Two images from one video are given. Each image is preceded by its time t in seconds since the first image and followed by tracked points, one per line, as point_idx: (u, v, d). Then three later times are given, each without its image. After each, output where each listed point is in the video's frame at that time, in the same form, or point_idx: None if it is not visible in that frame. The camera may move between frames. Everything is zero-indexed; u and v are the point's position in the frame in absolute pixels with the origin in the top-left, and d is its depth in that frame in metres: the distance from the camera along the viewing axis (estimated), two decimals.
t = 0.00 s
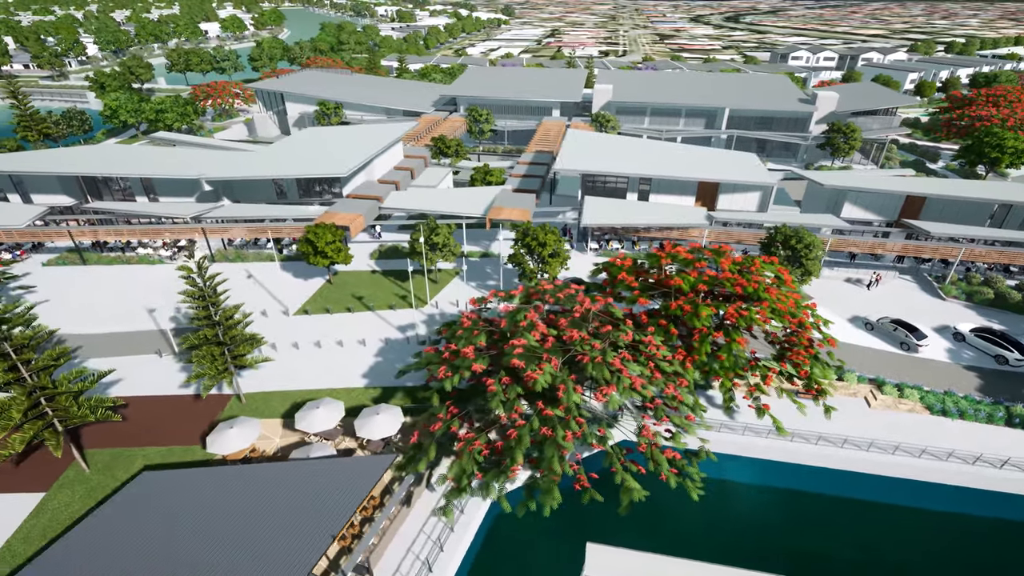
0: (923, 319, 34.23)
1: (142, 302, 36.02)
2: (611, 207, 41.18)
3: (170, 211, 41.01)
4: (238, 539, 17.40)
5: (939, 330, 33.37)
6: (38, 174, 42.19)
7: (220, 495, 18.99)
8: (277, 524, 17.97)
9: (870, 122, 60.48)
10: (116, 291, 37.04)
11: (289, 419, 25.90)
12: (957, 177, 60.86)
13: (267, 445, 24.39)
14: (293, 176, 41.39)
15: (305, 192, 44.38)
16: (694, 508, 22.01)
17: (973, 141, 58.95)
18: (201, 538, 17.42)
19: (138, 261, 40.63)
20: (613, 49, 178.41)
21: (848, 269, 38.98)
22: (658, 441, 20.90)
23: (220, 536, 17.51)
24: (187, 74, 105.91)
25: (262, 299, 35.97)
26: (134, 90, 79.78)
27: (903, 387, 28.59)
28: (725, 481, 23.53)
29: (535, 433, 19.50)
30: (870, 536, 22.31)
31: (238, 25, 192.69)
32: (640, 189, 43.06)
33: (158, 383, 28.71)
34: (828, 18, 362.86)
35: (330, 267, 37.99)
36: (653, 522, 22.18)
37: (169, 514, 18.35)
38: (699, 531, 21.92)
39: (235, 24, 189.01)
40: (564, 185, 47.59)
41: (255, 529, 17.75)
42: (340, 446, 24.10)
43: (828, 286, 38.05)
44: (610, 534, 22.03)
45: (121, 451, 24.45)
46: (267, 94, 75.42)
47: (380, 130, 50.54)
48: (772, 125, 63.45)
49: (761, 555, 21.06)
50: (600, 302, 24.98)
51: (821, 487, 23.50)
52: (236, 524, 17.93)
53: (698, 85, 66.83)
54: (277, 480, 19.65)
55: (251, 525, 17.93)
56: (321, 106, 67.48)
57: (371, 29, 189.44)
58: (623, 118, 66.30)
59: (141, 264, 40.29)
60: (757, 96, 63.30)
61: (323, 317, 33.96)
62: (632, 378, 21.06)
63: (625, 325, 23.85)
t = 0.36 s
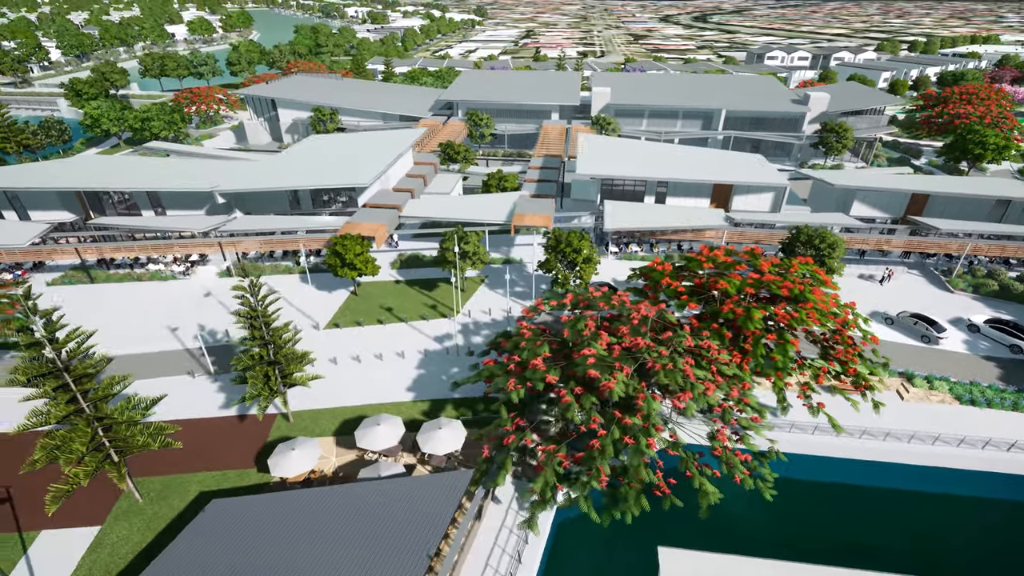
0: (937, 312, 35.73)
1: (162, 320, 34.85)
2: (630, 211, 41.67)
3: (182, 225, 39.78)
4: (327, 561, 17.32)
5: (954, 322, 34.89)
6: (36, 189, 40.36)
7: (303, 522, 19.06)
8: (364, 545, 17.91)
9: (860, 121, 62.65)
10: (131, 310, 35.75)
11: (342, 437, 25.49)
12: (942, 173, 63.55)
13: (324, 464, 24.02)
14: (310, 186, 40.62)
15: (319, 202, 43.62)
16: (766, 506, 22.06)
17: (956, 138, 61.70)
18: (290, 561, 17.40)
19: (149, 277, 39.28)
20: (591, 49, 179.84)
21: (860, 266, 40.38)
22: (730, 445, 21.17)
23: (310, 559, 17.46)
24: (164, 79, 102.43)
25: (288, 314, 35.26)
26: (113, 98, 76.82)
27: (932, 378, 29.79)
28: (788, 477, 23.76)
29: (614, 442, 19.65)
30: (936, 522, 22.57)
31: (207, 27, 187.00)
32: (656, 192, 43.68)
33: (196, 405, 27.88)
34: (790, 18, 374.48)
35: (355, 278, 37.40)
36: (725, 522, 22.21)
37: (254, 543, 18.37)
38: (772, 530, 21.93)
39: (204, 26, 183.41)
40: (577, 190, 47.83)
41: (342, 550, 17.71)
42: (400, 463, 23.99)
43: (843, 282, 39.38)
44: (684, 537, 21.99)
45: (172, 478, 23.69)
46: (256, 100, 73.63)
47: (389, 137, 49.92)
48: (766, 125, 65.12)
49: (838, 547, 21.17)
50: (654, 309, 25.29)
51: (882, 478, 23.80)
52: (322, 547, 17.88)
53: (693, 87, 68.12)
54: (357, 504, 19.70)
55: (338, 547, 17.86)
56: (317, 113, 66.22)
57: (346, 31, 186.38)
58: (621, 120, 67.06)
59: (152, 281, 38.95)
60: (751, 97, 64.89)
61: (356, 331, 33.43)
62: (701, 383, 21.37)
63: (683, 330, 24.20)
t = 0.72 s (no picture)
0: (946, 303, 37.58)
1: (187, 338, 33.98)
2: (649, 213, 42.52)
3: (198, 238, 38.82)
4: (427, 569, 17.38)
5: (962, 313, 36.75)
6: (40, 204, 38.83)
7: (392, 535, 19.12)
8: (461, 552, 18.01)
9: (848, 120, 65.12)
10: (153, 327, 34.71)
11: (400, 450, 25.36)
12: (925, 168, 66.44)
13: (387, 477, 23.94)
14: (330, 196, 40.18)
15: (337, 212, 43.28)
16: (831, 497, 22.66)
17: (938, 135, 64.60)
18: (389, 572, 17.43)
19: (166, 293, 38.22)
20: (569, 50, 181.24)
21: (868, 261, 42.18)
22: (792, 440, 21.84)
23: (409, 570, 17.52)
24: (141, 85, 99.03)
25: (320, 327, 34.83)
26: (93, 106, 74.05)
27: (954, 366, 31.22)
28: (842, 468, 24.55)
29: (688, 443, 20.15)
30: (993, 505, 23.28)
31: (175, 30, 181.25)
32: (671, 194, 44.78)
33: (242, 423, 27.42)
34: (755, 18, 384.48)
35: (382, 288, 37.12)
36: (792, 515, 22.79)
37: (348, 558, 18.39)
38: (840, 520, 22.50)
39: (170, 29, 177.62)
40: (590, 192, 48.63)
41: (440, 558, 17.78)
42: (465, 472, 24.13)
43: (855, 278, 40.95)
44: (753, 531, 22.46)
45: (232, 499, 23.24)
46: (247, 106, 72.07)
47: (398, 143, 49.60)
48: (759, 125, 67.01)
49: (902, 533, 21.89)
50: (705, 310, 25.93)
51: (933, 464, 24.70)
52: (419, 556, 17.95)
53: (687, 89, 69.65)
54: (443, 514, 19.82)
55: (434, 556, 17.91)
56: (313, 118, 65.20)
57: (321, 33, 183.05)
58: (619, 122, 68.03)
59: (170, 297, 37.91)
60: (744, 98, 66.72)
61: (391, 341, 33.21)
62: (763, 382, 22.04)
63: (734, 331, 24.89)
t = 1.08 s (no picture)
0: (949, 292, 39.72)
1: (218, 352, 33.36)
2: (664, 212, 43.58)
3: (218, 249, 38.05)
4: None
5: (964, 301, 38.92)
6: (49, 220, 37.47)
7: (482, 541, 19.43)
8: (554, 555, 18.25)
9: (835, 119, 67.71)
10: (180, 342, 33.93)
11: (459, 455, 25.60)
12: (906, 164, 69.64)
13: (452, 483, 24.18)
14: (352, 204, 39.94)
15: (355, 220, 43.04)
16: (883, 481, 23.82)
17: (918, 132, 67.72)
18: None
19: (188, 306, 37.39)
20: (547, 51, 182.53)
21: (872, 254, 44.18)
22: (846, 429, 22.94)
23: None
24: (117, 92, 95.60)
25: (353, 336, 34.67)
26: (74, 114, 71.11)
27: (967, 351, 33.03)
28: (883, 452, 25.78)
29: (755, 436, 21.06)
30: None
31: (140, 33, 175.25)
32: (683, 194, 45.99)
33: (292, 435, 27.17)
34: (721, 18, 393.66)
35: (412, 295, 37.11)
36: (843, 499, 23.95)
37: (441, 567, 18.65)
38: (894, 503, 23.64)
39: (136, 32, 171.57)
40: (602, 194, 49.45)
41: (535, 563, 18.07)
42: (527, 474, 24.59)
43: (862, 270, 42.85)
44: (810, 517, 23.51)
45: (298, 513, 23.13)
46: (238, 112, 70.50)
47: (410, 149, 49.51)
48: (750, 124, 69.12)
49: (948, 512, 23.20)
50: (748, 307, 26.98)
51: (970, 446, 26.04)
52: (514, 562, 18.25)
53: (680, 90, 71.32)
54: (529, 518, 20.08)
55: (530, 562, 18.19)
56: (311, 124, 64.31)
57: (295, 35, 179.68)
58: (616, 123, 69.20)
59: (192, 310, 37.10)
60: (736, 99, 68.72)
61: (430, 347, 33.37)
62: (817, 376, 23.02)
63: (779, 326, 25.97)
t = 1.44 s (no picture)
0: (946, 281, 42.27)
1: (253, 362, 33.20)
2: (678, 211, 44.96)
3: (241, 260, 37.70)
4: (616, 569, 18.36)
5: (960, 288, 41.46)
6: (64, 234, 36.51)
7: (565, 538, 20.11)
8: (639, 547, 19.01)
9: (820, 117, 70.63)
10: (212, 354, 33.66)
11: (516, 455, 26.19)
12: (887, 159, 73.04)
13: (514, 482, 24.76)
14: (373, 210, 40.09)
15: (375, 227, 43.17)
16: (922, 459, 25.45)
17: (898, 129, 70.91)
18: None
19: (213, 318, 36.91)
20: (525, 52, 183.79)
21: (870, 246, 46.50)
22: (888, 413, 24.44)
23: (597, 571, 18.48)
24: (94, 99, 92.51)
25: (387, 341, 34.83)
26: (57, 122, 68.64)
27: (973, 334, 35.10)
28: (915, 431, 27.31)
29: (811, 423, 22.38)
30: None
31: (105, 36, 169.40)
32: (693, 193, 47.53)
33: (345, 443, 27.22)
34: (688, 17, 401.98)
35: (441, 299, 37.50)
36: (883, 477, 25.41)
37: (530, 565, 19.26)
38: (929, 478, 25.16)
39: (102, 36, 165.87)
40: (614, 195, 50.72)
41: (623, 555, 18.82)
42: (586, 469, 25.38)
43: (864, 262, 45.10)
44: (854, 494, 24.85)
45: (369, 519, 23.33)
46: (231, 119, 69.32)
47: (421, 154, 49.78)
48: (740, 123, 71.51)
49: (978, 484, 24.83)
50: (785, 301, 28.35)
51: (993, 424, 27.85)
52: (601, 557, 18.95)
53: (672, 91, 73.25)
54: (606, 513, 20.81)
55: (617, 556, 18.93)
56: (311, 129, 63.75)
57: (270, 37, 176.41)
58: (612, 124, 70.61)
59: (218, 322, 36.68)
60: (727, 99, 70.97)
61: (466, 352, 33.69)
62: (859, 364, 24.44)
63: (814, 318, 27.45)
